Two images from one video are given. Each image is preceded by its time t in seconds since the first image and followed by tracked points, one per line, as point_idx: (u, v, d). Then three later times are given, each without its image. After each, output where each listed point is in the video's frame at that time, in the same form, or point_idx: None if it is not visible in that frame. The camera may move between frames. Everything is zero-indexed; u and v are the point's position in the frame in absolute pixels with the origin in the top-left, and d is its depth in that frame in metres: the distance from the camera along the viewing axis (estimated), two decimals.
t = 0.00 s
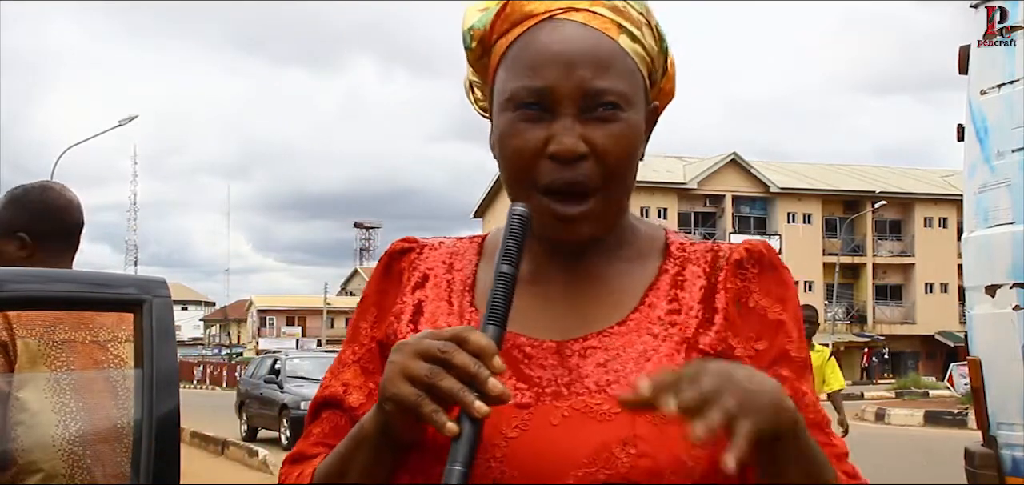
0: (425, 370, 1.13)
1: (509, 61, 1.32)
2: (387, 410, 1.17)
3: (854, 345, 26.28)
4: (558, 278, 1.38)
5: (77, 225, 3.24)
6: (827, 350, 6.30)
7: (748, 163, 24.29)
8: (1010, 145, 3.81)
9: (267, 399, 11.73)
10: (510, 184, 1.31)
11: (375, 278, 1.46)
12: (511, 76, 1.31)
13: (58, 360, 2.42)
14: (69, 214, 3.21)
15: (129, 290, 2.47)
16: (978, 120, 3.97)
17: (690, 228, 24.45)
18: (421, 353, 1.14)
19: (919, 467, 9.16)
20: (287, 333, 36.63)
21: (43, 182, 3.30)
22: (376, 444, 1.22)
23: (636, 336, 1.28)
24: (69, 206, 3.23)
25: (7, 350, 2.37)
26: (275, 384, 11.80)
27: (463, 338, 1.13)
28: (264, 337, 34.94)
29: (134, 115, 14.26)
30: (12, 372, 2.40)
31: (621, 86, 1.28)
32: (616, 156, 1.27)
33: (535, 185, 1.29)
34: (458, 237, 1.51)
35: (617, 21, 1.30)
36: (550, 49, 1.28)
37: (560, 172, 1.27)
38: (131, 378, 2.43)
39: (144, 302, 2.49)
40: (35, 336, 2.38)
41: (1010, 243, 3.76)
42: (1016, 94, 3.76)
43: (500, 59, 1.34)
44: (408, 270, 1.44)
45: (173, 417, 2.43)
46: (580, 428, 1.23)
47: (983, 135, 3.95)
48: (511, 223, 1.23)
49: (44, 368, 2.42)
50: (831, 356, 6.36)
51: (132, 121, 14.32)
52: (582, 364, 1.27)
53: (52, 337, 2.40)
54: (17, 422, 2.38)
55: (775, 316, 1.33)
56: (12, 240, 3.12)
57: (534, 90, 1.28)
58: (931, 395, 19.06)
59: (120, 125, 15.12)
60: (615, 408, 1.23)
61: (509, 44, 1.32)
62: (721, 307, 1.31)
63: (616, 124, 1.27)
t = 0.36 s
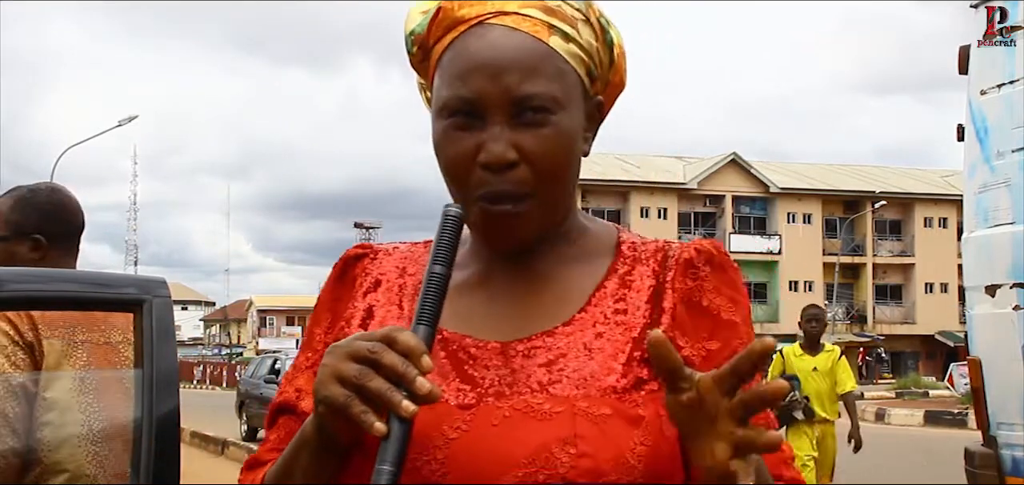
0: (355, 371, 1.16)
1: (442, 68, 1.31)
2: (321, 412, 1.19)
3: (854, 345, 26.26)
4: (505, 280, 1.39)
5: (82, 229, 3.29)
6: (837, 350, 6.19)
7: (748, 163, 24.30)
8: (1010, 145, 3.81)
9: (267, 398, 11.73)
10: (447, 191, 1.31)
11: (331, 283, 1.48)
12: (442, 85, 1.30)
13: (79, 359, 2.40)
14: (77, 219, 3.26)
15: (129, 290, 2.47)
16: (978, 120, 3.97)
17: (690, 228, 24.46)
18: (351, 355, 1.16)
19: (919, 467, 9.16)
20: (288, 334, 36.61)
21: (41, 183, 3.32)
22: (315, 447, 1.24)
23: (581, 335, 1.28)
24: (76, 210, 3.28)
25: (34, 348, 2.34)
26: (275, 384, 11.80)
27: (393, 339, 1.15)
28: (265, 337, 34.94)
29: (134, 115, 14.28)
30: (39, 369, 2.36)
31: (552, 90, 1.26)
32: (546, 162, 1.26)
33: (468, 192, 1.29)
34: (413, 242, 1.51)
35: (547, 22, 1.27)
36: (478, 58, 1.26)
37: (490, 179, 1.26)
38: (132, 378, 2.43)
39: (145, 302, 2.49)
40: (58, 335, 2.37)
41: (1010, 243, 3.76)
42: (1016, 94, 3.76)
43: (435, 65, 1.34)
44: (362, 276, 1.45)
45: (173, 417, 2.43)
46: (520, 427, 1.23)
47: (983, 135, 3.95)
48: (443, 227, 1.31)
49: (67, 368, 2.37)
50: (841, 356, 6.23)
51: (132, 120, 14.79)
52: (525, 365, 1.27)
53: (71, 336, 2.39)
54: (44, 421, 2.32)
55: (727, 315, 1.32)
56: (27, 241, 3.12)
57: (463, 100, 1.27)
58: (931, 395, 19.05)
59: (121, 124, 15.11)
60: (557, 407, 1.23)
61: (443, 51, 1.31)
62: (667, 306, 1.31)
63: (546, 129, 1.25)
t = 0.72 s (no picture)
0: (352, 385, 1.15)
1: (390, 61, 1.36)
2: (313, 428, 1.19)
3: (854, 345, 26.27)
4: (458, 282, 1.44)
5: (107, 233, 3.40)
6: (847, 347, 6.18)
7: (748, 162, 24.30)
8: (1010, 145, 3.81)
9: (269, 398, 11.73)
10: (396, 181, 1.36)
11: (269, 289, 1.49)
12: (391, 75, 1.35)
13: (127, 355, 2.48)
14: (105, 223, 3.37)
15: (129, 290, 2.47)
16: (978, 119, 3.97)
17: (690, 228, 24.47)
18: (346, 367, 1.16)
19: (921, 467, 9.15)
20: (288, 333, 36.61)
21: (72, 190, 3.43)
22: (297, 461, 1.23)
23: (548, 334, 1.35)
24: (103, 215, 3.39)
25: (94, 346, 2.53)
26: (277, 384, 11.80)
27: (388, 351, 1.15)
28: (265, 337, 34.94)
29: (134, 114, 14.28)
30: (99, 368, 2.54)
31: (499, 79, 1.32)
32: (497, 148, 1.32)
33: (417, 181, 1.34)
34: (350, 243, 1.54)
35: (496, 17, 1.34)
36: (426, 47, 1.32)
37: (439, 166, 1.32)
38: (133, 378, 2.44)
39: (144, 302, 2.49)
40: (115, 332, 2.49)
41: (1010, 243, 3.76)
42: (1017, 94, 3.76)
43: (383, 58, 1.38)
44: (305, 281, 1.46)
45: (173, 418, 2.43)
46: (504, 431, 1.28)
47: (983, 135, 3.95)
48: (422, 235, 1.25)
49: (121, 363, 2.49)
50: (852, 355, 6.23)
51: (132, 121, 14.75)
52: (497, 366, 1.32)
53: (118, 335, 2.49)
54: (106, 413, 2.48)
55: (680, 313, 1.45)
56: (64, 244, 3.22)
57: (413, 88, 1.31)
58: (931, 395, 19.05)
59: (121, 123, 15.13)
60: (537, 409, 1.30)
61: (390, 45, 1.36)
62: (627, 304, 1.41)
63: (496, 117, 1.32)
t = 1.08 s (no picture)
0: (361, 374, 1.16)
1: (355, 74, 1.35)
2: (318, 420, 1.18)
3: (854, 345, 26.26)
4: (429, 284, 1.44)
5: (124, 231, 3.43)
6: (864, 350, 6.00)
7: (748, 162, 24.31)
8: (1010, 145, 3.81)
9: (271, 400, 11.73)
10: (364, 195, 1.36)
11: (229, 296, 1.44)
12: (357, 90, 1.34)
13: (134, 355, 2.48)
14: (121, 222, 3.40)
15: (129, 290, 2.46)
16: (978, 119, 3.97)
17: (689, 228, 24.47)
18: (351, 358, 1.17)
19: (921, 467, 9.16)
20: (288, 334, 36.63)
21: (88, 192, 3.42)
22: (295, 459, 1.21)
23: (526, 328, 1.37)
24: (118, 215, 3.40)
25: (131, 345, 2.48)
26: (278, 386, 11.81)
27: (394, 339, 1.16)
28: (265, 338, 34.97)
29: (133, 115, 14.29)
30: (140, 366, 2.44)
31: (466, 98, 1.33)
32: (458, 175, 1.33)
33: (385, 202, 1.33)
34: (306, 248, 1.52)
35: (460, 31, 1.34)
36: (395, 68, 1.31)
37: (406, 192, 1.32)
38: (135, 379, 2.44)
39: (145, 302, 2.49)
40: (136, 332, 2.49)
41: (1010, 243, 3.76)
42: (1016, 94, 3.77)
43: (348, 69, 1.37)
44: (268, 286, 1.43)
45: (173, 417, 2.43)
46: (498, 419, 1.29)
47: (983, 135, 3.94)
48: (412, 221, 1.27)
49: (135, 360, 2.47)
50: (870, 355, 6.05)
51: (131, 121, 14.90)
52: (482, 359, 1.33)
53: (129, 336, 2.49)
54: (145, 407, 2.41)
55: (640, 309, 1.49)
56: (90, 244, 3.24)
57: (378, 107, 1.31)
58: (931, 395, 19.06)
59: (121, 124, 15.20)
60: (528, 396, 1.30)
61: (355, 58, 1.35)
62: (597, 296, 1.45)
63: (460, 138, 1.32)
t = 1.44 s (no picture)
0: (395, 389, 1.16)
1: (345, 60, 1.36)
2: (347, 433, 1.18)
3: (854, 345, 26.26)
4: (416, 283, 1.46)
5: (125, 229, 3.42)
6: (883, 348, 5.89)
7: (748, 162, 24.31)
8: (1010, 145, 3.81)
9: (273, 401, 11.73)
10: (355, 179, 1.35)
11: (213, 295, 1.41)
12: (348, 74, 1.35)
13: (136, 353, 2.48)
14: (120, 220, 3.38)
15: (129, 290, 2.47)
16: (978, 119, 3.97)
17: (689, 228, 24.48)
18: (382, 370, 1.17)
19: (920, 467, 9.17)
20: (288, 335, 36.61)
21: (88, 192, 3.43)
22: (312, 467, 1.20)
23: (523, 335, 1.37)
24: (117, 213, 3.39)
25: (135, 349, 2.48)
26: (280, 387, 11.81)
27: (425, 353, 1.17)
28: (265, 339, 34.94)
29: (134, 114, 14.34)
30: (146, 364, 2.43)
31: (458, 78, 1.35)
32: (453, 150, 1.34)
33: (378, 181, 1.33)
34: (289, 245, 1.51)
35: (448, 15, 1.37)
36: (386, 47, 1.33)
37: (400, 165, 1.32)
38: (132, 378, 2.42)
39: (145, 302, 2.49)
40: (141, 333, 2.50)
41: (1010, 243, 3.76)
42: (1016, 94, 3.77)
43: (336, 57, 1.38)
44: (254, 284, 1.41)
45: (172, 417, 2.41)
46: (504, 428, 1.28)
47: (983, 135, 3.95)
48: (433, 233, 1.25)
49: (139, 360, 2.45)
50: (890, 352, 5.94)
51: (131, 121, 15.11)
52: (481, 366, 1.32)
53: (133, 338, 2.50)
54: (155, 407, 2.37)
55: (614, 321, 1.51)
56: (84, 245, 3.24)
57: (373, 87, 1.32)
58: (931, 395, 19.06)
59: (121, 123, 15.21)
60: (533, 405, 1.30)
61: (344, 44, 1.36)
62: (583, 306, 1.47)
63: (454, 116, 1.34)
